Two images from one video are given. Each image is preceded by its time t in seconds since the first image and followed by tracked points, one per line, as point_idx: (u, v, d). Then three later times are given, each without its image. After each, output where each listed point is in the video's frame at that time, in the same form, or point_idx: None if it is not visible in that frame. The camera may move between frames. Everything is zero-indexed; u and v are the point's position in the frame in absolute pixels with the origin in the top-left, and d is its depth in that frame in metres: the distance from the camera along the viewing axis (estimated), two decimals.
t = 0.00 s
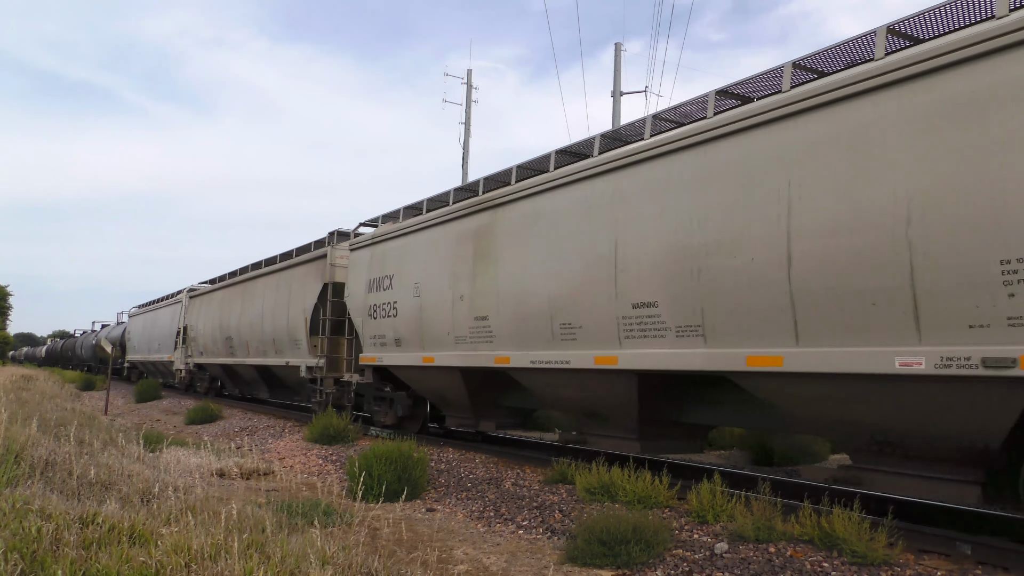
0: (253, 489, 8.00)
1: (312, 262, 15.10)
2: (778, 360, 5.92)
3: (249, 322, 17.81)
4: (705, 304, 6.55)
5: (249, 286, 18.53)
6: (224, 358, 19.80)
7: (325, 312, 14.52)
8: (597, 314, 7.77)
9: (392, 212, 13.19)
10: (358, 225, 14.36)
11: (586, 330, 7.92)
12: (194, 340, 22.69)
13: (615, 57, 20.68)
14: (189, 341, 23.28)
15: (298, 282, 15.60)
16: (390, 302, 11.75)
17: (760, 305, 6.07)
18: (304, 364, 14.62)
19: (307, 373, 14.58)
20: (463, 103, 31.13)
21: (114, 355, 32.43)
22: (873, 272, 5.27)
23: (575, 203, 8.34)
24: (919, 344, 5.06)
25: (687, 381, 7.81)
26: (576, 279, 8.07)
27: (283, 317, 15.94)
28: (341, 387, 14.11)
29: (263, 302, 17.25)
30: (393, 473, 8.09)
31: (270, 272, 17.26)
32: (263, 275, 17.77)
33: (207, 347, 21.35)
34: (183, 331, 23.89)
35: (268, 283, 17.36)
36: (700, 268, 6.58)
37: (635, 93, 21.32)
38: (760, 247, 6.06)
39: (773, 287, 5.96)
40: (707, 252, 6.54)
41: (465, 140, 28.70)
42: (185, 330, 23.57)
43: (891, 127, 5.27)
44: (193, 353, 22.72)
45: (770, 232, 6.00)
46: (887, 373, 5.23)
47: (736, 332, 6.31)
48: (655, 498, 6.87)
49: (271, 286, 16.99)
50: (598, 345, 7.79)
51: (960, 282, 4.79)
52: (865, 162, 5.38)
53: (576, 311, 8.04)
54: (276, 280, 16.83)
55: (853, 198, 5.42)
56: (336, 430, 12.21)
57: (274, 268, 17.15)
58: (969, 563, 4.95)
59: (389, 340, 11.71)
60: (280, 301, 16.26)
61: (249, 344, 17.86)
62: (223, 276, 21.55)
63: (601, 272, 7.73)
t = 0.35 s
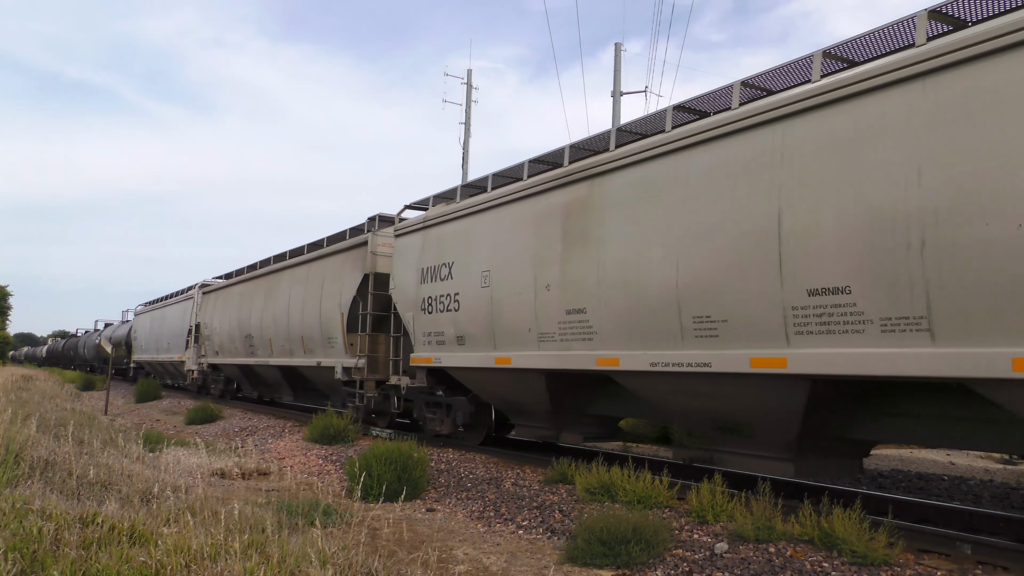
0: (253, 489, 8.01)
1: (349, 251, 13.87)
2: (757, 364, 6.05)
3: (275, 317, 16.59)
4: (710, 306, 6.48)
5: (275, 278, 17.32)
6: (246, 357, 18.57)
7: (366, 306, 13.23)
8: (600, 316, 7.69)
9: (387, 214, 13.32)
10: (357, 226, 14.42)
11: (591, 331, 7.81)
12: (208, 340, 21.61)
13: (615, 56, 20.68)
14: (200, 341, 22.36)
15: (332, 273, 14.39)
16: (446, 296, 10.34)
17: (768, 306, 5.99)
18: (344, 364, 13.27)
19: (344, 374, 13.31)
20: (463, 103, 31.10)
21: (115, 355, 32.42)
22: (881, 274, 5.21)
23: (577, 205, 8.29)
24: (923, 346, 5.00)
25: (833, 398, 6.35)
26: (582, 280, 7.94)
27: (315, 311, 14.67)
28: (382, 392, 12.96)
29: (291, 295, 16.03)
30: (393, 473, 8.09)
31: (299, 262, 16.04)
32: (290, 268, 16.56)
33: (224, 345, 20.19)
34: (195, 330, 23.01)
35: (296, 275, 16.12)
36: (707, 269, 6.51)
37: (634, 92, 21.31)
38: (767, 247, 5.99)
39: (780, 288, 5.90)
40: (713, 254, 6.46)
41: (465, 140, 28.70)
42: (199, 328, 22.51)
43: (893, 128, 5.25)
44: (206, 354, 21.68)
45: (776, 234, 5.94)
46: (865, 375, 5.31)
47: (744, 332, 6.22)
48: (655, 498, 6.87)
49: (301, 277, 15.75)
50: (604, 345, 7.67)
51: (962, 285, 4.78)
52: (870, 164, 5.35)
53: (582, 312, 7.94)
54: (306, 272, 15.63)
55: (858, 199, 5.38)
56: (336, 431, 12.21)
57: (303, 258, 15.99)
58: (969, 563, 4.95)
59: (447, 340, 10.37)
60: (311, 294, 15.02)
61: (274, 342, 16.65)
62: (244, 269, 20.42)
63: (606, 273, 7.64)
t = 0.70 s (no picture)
0: (253, 489, 8.01)
1: (392, 238, 12.64)
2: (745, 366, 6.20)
3: (307, 313, 15.34)
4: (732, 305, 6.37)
5: (304, 270, 16.04)
6: (272, 357, 17.32)
7: (416, 299, 11.92)
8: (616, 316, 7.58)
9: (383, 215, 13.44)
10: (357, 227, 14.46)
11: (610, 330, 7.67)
12: (227, 338, 20.52)
13: (615, 56, 20.70)
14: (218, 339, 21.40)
15: (372, 263, 13.14)
16: (511, 289, 9.21)
17: (797, 304, 5.84)
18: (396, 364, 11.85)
19: (390, 376, 12.14)
20: (463, 103, 31.06)
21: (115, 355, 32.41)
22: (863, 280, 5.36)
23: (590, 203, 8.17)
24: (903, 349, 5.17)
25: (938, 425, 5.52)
26: (604, 279, 7.75)
27: (354, 306, 13.42)
28: (435, 396, 11.57)
29: (324, 289, 14.78)
30: (393, 473, 8.09)
31: (332, 252, 14.78)
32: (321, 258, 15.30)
33: (246, 344, 19.07)
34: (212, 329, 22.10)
35: (330, 266, 14.84)
36: (735, 269, 6.34)
37: (635, 93, 21.36)
38: (774, 254, 6.02)
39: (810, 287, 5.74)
40: (738, 254, 6.33)
41: (465, 140, 28.70)
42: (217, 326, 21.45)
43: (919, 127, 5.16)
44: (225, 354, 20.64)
45: (801, 234, 5.82)
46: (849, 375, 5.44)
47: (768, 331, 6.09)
48: (654, 498, 6.87)
49: (336, 269, 14.47)
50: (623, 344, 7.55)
51: (994, 288, 4.64)
52: (896, 163, 5.24)
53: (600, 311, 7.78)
54: (341, 262, 14.38)
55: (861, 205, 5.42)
56: (336, 431, 12.21)
57: (336, 248, 14.77)
58: (970, 563, 4.94)
59: (519, 339, 9.12)
60: (349, 287, 13.73)
61: (305, 340, 15.40)
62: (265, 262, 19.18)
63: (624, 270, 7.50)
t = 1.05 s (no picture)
0: (253, 489, 8.01)
1: (443, 220, 11.24)
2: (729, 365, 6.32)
3: (344, 307, 13.91)
4: (800, 301, 5.82)
5: (338, 261, 14.68)
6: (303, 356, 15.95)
7: (482, 290, 10.36)
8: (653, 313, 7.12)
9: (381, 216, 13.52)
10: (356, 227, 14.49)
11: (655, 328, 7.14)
12: (247, 336, 19.21)
13: (615, 56, 20.70)
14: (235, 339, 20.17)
15: (422, 248, 11.72)
16: (595, 278, 7.92)
17: (872, 302, 5.35)
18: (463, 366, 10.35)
19: (449, 381, 10.78)
20: (463, 103, 31.01)
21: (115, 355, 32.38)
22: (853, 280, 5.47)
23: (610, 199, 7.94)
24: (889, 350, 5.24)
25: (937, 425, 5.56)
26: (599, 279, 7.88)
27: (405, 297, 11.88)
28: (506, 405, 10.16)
29: (364, 279, 13.37)
30: (393, 473, 8.09)
31: (371, 241, 13.38)
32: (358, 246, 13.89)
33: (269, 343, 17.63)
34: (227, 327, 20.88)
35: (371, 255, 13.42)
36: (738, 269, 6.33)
37: (635, 92, 21.36)
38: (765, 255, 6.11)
39: (830, 290, 5.61)
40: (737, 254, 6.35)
41: (465, 140, 28.69)
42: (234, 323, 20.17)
43: (948, 129, 5.00)
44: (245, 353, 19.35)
45: (792, 236, 5.91)
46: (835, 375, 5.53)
47: (848, 331, 5.53)
48: (654, 498, 6.87)
49: (375, 259, 13.13)
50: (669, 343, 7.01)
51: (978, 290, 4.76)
52: (884, 165, 5.34)
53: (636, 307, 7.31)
54: (383, 250, 12.99)
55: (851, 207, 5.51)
56: (336, 431, 12.20)
57: (377, 235, 13.26)
58: (970, 562, 4.94)
59: (614, 335, 7.68)
60: (395, 277, 12.36)
61: (342, 338, 14.05)
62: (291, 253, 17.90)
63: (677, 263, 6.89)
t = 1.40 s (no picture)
0: (253, 489, 8.01)
1: (516, 197, 9.72)
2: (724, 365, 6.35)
3: (395, 299, 12.05)
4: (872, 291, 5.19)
5: (383, 247, 12.88)
6: (342, 356, 13.99)
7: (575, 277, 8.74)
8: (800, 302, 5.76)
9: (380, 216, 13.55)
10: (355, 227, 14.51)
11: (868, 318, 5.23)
12: (270, 330, 17.38)
13: (615, 56, 20.71)
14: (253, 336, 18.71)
15: (492, 229, 10.05)
16: (749, 258, 6.13)
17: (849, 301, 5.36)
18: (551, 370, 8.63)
19: (531, 386, 8.96)
20: (463, 102, 31.03)
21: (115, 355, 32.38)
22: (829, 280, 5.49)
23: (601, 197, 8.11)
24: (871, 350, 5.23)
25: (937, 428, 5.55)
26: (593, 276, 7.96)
27: (468, 284, 10.32)
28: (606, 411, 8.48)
29: (419, 267, 11.56)
30: (393, 473, 8.09)
31: (422, 225, 11.87)
32: (417, 232, 11.96)
33: (298, 338, 15.92)
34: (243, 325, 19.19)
35: (431, 239, 11.48)
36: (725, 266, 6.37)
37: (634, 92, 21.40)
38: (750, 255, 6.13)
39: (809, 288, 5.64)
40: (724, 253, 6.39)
41: (465, 140, 28.71)
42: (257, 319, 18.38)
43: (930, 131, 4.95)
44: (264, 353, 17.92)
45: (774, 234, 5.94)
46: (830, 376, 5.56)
47: (930, 331, 4.87)
48: (655, 498, 6.87)
49: (428, 245, 11.49)
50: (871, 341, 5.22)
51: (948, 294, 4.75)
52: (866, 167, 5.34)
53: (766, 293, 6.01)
54: (445, 233, 11.19)
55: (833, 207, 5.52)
56: (336, 431, 12.20)
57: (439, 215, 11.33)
58: (970, 563, 4.94)
59: (784, 331, 5.85)
60: (453, 265, 10.75)
61: (386, 335, 12.26)
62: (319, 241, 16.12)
63: (885, 235, 5.13)
